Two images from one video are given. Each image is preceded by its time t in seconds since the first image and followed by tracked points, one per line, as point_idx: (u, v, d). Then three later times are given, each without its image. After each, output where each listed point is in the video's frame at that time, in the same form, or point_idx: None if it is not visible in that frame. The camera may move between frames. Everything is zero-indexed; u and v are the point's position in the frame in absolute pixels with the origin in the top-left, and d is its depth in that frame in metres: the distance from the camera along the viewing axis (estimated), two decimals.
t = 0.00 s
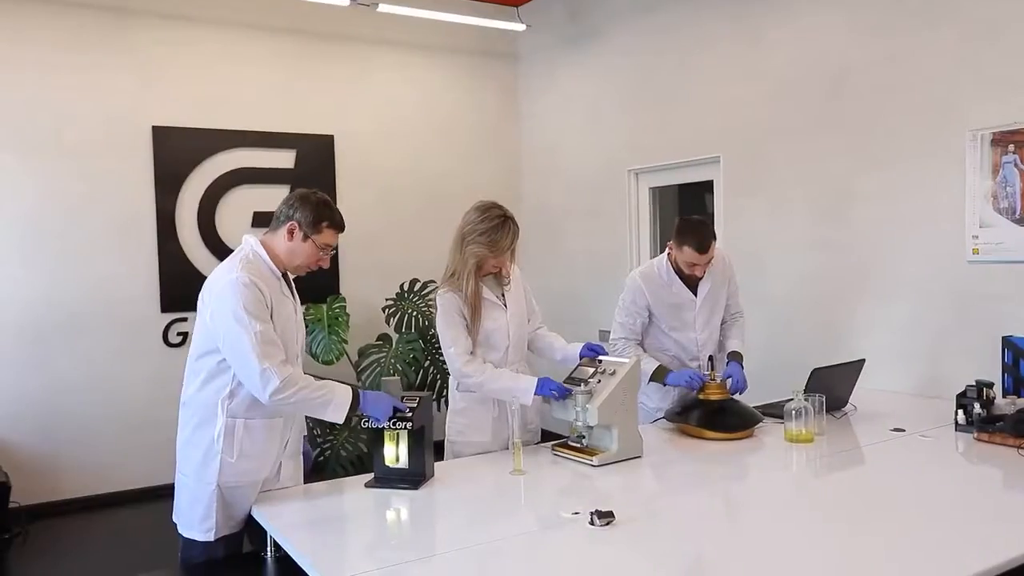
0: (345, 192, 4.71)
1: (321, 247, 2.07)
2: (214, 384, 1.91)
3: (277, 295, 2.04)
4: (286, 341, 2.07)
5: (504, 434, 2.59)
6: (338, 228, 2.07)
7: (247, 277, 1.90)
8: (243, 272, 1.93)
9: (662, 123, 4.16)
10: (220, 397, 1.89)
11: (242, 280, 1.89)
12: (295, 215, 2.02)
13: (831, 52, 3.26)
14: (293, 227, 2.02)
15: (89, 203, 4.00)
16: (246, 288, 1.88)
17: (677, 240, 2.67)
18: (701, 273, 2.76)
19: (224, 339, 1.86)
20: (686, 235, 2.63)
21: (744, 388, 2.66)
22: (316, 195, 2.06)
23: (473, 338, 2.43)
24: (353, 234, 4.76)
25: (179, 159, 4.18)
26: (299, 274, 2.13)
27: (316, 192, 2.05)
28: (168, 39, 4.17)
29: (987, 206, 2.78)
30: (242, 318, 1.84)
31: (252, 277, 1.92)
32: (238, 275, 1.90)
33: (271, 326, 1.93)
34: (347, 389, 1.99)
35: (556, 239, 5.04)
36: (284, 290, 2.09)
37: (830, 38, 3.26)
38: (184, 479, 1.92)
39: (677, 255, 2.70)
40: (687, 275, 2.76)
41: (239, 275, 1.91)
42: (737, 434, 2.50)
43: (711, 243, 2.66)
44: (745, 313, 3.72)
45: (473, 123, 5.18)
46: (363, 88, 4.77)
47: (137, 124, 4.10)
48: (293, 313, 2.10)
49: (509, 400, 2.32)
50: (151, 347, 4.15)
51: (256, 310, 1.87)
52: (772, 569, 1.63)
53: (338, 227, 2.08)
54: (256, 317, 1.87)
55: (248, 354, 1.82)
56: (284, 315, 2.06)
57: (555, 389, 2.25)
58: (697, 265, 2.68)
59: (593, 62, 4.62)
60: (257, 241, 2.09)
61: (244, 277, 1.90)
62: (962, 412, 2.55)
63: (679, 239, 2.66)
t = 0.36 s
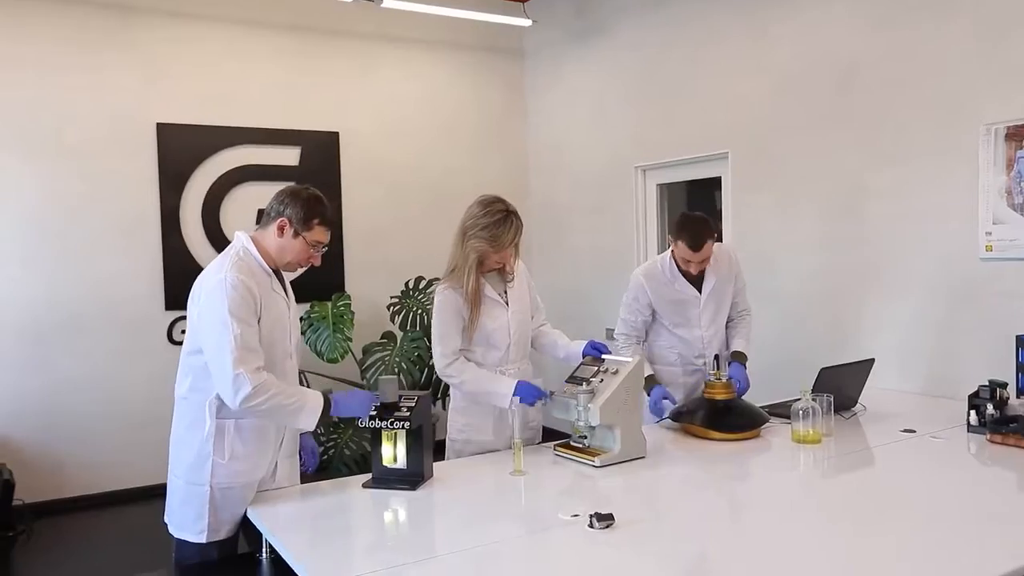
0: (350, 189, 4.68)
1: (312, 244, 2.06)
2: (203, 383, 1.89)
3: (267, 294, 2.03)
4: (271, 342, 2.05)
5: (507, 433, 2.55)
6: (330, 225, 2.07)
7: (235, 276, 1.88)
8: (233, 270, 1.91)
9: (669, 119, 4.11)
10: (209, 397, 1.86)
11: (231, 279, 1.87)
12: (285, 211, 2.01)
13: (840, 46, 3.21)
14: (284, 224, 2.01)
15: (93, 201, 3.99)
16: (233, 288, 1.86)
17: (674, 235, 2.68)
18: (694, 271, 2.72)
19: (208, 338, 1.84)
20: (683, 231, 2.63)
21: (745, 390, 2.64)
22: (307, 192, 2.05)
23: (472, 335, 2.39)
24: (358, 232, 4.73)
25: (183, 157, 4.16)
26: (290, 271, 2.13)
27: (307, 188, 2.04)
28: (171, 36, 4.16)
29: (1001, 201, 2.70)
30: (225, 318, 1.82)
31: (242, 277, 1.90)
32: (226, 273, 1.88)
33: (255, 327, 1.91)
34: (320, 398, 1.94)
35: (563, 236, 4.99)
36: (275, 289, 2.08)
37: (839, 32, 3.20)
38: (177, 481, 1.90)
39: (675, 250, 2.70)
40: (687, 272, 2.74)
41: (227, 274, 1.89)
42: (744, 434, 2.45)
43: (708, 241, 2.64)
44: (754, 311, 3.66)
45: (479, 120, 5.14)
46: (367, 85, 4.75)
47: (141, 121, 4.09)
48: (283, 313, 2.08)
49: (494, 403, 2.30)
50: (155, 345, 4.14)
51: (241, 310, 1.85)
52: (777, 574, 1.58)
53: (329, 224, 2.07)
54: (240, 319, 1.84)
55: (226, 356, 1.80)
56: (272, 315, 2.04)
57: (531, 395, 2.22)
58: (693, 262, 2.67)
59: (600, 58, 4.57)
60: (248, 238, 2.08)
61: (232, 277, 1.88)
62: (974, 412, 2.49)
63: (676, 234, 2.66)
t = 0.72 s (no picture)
0: (358, 186, 4.66)
1: (311, 242, 2.03)
2: (198, 379, 1.87)
3: (264, 289, 2.00)
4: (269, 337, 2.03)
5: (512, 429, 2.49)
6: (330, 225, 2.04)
7: (231, 271, 1.86)
8: (230, 264, 1.89)
9: (679, 114, 4.06)
10: (203, 394, 1.84)
11: (228, 273, 1.85)
12: (285, 208, 1.98)
13: (853, 37, 3.14)
14: (282, 221, 1.98)
15: (100, 197, 3.99)
16: (230, 281, 1.84)
17: (669, 229, 2.64)
18: (691, 266, 2.68)
19: (204, 332, 1.82)
20: (677, 225, 2.60)
21: (751, 388, 2.59)
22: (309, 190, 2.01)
23: (473, 329, 2.36)
24: (366, 229, 4.72)
25: (190, 153, 4.16)
26: (288, 268, 2.10)
27: (308, 186, 2.00)
28: (179, 32, 4.15)
29: (1018, 195, 2.63)
30: (222, 311, 1.80)
31: (239, 271, 1.88)
32: (223, 267, 1.86)
33: (253, 322, 1.89)
34: (316, 390, 1.94)
35: (573, 233, 4.95)
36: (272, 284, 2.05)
37: (852, 23, 3.14)
38: (171, 478, 1.88)
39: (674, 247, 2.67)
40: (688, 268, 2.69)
41: (223, 268, 1.87)
42: (751, 433, 2.40)
43: (704, 234, 2.59)
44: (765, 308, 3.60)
45: (488, 116, 5.11)
46: (376, 81, 4.72)
47: (148, 117, 4.08)
48: (282, 308, 2.05)
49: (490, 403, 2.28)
50: (163, 341, 4.14)
51: (238, 304, 1.83)
52: None
53: (329, 223, 2.04)
54: (237, 312, 1.82)
55: (224, 349, 1.78)
56: (270, 309, 2.01)
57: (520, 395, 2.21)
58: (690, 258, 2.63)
59: (610, 52, 4.52)
60: (248, 233, 2.06)
61: (229, 271, 1.86)
62: (989, 412, 2.43)
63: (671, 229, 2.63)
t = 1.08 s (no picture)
0: (367, 182, 4.65)
1: (315, 241, 1.93)
2: (194, 376, 1.85)
3: (268, 284, 1.94)
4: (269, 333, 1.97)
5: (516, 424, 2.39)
6: (335, 224, 1.93)
7: (232, 266, 1.81)
8: (232, 256, 1.84)
9: (689, 108, 4.01)
10: (199, 389, 1.82)
11: (229, 266, 1.81)
12: (290, 205, 1.88)
13: (865, 29, 3.08)
14: (287, 217, 1.89)
15: (109, 194, 4.00)
16: (230, 275, 1.80)
17: (674, 226, 2.61)
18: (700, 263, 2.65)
19: (202, 327, 1.79)
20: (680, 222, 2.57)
21: (757, 387, 2.55)
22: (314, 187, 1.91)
23: (475, 323, 2.35)
24: (375, 226, 4.70)
25: (199, 150, 4.16)
26: (292, 267, 2.01)
27: (314, 183, 1.91)
28: (188, 29, 4.16)
29: None
30: (221, 306, 1.76)
31: (240, 265, 1.83)
32: (224, 262, 1.82)
33: (252, 319, 1.84)
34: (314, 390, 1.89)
35: (583, 230, 4.91)
36: (277, 279, 1.99)
37: (864, 15, 3.08)
38: (166, 472, 1.87)
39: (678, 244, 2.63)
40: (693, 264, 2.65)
41: (224, 261, 1.82)
42: (756, 433, 2.36)
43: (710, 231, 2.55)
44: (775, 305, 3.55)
45: (498, 112, 5.08)
46: (384, 77, 4.70)
47: (157, 114, 4.09)
48: (285, 305, 2.00)
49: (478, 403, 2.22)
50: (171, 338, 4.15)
51: (238, 299, 1.79)
52: None
53: (335, 221, 1.93)
54: (237, 307, 1.78)
55: (220, 344, 1.74)
56: (271, 305, 1.94)
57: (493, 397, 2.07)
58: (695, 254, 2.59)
59: (620, 46, 4.48)
60: (252, 228, 1.98)
61: (229, 264, 1.82)
62: (1002, 412, 2.36)
63: (676, 225, 2.59)
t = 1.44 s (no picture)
0: (376, 179, 4.63)
1: (314, 237, 1.90)
2: (189, 372, 1.81)
3: (265, 280, 1.90)
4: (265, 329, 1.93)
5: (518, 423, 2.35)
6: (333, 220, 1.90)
7: (228, 262, 1.77)
8: (229, 252, 1.80)
9: (701, 103, 3.95)
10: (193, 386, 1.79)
11: (225, 261, 1.77)
12: (287, 201, 1.85)
13: (878, 20, 3.01)
14: (285, 214, 1.85)
15: (118, 191, 4.01)
16: (226, 270, 1.76)
17: (681, 220, 2.56)
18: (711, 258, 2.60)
19: (197, 323, 1.75)
20: (687, 215, 2.53)
21: (764, 387, 2.49)
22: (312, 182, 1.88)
23: (478, 319, 2.30)
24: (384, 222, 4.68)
25: (207, 147, 4.16)
26: (289, 263, 1.97)
27: (312, 179, 1.87)
28: (196, 25, 4.16)
29: None
30: (215, 302, 1.72)
31: (237, 260, 1.79)
32: (220, 258, 1.77)
33: (247, 315, 1.80)
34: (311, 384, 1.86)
35: (594, 225, 4.86)
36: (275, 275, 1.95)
37: (878, 5, 3.00)
38: (160, 468, 1.85)
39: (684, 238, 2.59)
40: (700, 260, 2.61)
41: (221, 256, 1.78)
42: (761, 433, 2.31)
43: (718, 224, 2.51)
44: (787, 303, 3.48)
45: (508, 107, 5.04)
46: (393, 73, 4.68)
47: (165, 111, 4.10)
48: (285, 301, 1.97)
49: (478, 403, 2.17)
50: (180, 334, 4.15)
51: (234, 294, 1.75)
52: None
53: (334, 218, 1.90)
54: (232, 303, 1.74)
55: (215, 339, 1.70)
56: (268, 302, 1.91)
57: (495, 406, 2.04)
58: (704, 249, 2.54)
59: (631, 40, 4.42)
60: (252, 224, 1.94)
61: (226, 259, 1.78)
62: (1017, 413, 2.29)
63: (683, 219, 2.55)
